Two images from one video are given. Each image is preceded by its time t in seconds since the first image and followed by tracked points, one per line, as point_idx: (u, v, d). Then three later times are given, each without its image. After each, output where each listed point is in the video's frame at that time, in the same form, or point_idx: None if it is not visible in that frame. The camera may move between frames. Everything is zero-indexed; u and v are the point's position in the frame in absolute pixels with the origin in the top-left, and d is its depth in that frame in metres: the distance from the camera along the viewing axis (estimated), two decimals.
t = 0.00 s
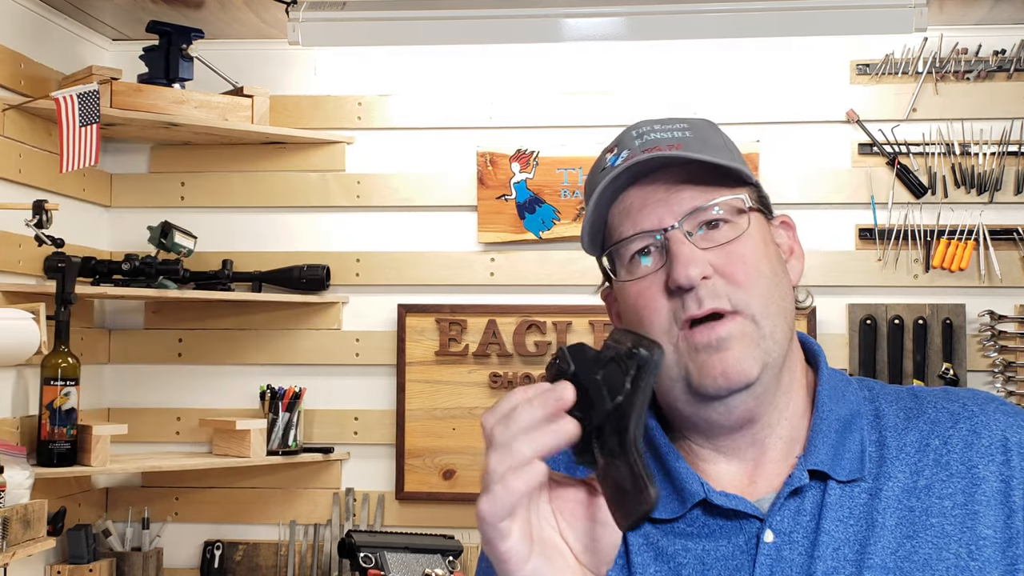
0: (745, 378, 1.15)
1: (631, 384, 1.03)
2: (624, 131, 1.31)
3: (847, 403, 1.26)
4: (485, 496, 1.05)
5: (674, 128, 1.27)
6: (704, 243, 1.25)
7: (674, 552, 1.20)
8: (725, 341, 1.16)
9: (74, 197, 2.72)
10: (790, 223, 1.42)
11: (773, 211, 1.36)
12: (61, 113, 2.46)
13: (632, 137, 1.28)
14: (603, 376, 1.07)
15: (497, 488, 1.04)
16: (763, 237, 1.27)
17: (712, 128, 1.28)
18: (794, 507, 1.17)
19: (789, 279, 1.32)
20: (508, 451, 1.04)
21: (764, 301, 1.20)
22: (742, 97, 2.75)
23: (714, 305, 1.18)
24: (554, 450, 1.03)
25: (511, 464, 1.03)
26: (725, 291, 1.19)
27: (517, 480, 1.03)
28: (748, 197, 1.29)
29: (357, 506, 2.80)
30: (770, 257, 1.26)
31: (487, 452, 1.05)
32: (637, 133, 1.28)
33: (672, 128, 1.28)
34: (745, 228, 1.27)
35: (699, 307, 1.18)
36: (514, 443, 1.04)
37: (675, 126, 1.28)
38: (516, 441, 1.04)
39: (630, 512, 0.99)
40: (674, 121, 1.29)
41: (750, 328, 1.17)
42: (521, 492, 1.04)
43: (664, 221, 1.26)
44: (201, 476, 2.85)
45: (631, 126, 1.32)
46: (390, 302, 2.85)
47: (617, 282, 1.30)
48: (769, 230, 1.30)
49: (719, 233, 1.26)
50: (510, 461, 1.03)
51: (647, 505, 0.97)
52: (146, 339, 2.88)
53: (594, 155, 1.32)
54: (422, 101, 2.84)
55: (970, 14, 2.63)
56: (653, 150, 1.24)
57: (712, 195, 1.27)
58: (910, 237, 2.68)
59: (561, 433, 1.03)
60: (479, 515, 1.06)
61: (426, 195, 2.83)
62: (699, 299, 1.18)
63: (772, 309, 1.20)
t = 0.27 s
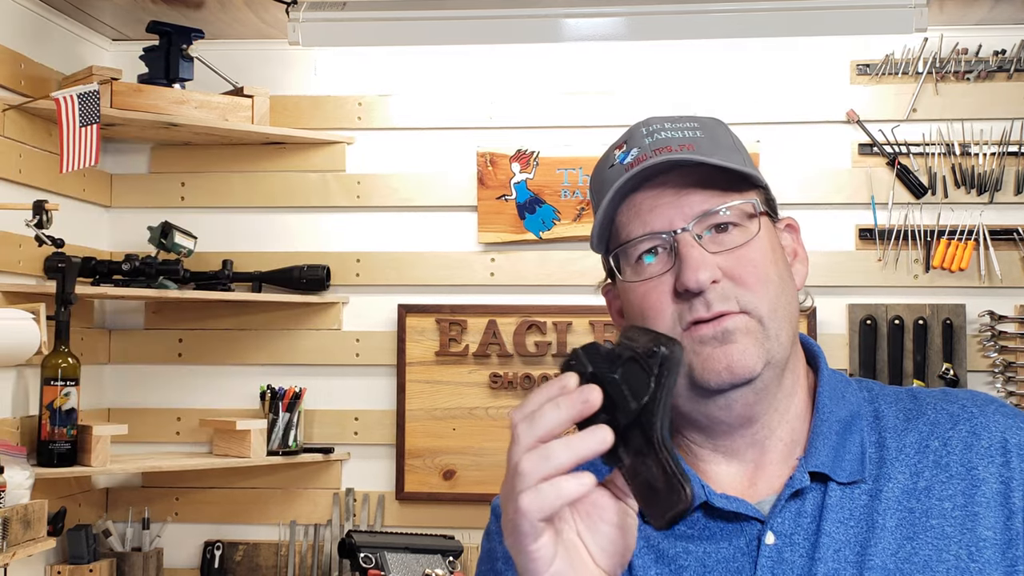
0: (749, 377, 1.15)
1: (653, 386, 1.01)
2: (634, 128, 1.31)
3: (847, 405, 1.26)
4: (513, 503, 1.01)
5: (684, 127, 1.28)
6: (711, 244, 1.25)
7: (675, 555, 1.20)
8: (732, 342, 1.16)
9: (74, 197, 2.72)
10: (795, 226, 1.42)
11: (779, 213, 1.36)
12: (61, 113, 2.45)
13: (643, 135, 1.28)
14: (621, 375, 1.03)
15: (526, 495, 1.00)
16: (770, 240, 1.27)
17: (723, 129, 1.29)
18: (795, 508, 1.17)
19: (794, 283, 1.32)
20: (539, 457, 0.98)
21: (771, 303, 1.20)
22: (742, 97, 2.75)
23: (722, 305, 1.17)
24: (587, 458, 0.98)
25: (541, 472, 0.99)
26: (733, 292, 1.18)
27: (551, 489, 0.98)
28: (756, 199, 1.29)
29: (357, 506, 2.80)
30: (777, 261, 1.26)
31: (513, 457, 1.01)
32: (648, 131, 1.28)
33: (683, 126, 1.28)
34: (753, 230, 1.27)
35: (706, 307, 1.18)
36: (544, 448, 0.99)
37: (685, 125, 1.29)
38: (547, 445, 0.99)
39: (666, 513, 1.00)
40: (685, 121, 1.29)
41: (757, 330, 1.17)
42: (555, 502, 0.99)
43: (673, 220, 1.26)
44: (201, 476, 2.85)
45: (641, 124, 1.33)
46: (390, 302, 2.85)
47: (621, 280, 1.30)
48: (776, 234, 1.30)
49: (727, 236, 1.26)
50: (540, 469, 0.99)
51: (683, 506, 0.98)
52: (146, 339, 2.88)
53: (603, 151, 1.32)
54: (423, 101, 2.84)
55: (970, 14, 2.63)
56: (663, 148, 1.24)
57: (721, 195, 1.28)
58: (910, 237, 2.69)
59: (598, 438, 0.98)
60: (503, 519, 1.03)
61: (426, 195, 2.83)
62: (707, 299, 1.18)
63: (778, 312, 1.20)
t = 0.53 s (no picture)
0: (750, 382, 1.15)
1: (658, 385, 1.02)
2: (636, 127, 1.31)
3: (847, 405, 1.26)
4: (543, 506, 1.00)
5: (688, 127, 1.28)
6: (713, 247, 1.25)
7: (674, 556, 1.20)
8: (733, 348, 1.16)
9: (74, 197, 2.72)
10: (797, 227, 1.42)
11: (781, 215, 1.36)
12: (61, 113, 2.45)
13: (646, 135, 1.28)
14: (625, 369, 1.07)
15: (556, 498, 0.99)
16: (773, 243, 1.27)
17: (726, 129, 1.28)
18: (794, 510, 1.17)
19: (796, 284, 1.32)
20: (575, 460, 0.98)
21: (773, 308, 1.20)
22: (742, 97, 2.75)
23: (724, 310, 1.17)
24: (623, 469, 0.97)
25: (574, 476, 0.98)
26: (735, 296, 1.18)
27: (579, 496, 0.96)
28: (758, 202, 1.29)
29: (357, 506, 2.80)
30: (779, 264, 1.26)
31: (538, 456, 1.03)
32: (651, 131, 1.28)
33: (686, 126, 1.28)
34: (756, 233, 1.27)
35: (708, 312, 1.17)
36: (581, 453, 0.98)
37: (689, 125, 1.29)
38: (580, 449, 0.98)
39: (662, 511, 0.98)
40: (688, 121, 1.29)
41: (759, 333, 1.18)
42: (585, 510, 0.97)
43: (676, 222, 1.26)
44: (201, 476, 2.85)
45: (644, 123, 1.33)
46: (390, 303, 2.85)
47: (622, 281, 1.30)
48: (778, 236, 1.30)
49: (730, 239, 1.26)
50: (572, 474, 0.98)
51: (682, 507, 0.96)
52: (146, 339, 2.88)
53: (604, 150, 1.32)
54: (423, 101, 2.84)
55: (970, 14, 2.63)
56: (666, 149, 1.24)
57: (724, 196, 1.28)
58: (910, 237, 2.69)
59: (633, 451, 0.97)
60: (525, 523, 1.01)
61: (426, 196, 2.83)
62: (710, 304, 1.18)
63: (780, 316, 1.20)
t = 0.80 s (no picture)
0: (749, 385, 1.15)
1: (648, 368, 1.03)
2: (637, 126, 1.31)
3: (846, 405, 1.26)
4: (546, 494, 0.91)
5: (689, 127, 1.28)
6: (713, 249, 1.25)
7: (672, 555, 1.20)
8: (733, 349, 1.16)
9: (74, 197, 2.72)
10: (797, 228, 1.42)
11: (780, 215, 1.36)
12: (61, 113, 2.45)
13: (646, 134, 1.28)
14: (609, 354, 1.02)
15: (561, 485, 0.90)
16: (773, 245, 1.27)
17: (727, 129, 1.28)
18: (793, 509, 1.17)
19: (796, 287, 1.32)
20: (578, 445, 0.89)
21: (773, 310, 1.20)
22: (742, 96, 2.75)
23: (724, 313, 1.17)
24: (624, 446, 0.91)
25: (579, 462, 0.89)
26: (735, 299, 1.19)
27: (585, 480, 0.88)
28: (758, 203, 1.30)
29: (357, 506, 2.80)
30: (779, 266, 1.26)
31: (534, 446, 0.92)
32: (652, 130, 1.28)
33: (687, 126, 1.28)
34: (757, 235, 1.27)
35: (709, 314, 1.18)
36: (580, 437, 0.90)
37: (689, 125, 1.28)
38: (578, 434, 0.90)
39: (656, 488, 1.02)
40: (689, 120, 1.29)
41: (759, 336, 1.18)
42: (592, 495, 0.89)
43: (677, 223, 1.26)
44: (201, 476, 2.85)
45: (644, 122, 1.32)
46: (390, 303, 2.85)
47: (621, 281, 1.30)
48: (779, 237, 1.30)
49: (731, 241, 1.26)
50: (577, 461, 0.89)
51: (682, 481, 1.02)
52: (146, 339, 2.88)
53: (605, 148, 1.32)
54: (422, 101, 2.84)
55: (970, 14, 2.63)
56: (667, 149, 1.24)
57: (725, 197, 1.28)
58: (910, 237, 2.68)
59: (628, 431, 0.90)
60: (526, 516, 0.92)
61: (426, 195, 2.83)
62: (710, 306, 1.18)
63: (780, 319, 1.20)
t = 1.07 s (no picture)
0: (750, 385, 1.16)
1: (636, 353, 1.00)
2: (640, 124, 1.31)
3: (846, 404, 1.26)
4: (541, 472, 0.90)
5: (693, 126, 1.27)
6: (715, 249, 1.25)
7: (672, 553, 1.19)
8: (734, 351, 1.16)
9: (74, 197, 2.72)
10: (800, 227, 1.42)
11: (783, 215, 1.36)
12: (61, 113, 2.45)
13: (650, 133, 1.28)
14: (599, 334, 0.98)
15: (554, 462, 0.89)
16: (775, 246, 1.27)
17: (731, 129, 1.28)
18: (794, 508, 1.17)
19: (797, 287, 1.32)
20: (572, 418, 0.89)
21: (774, 312, 1.20)
22: (742, 96, 2.75)
23: (726, 314, 1.17)
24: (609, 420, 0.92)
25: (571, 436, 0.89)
26: (737, 300, 1.19)
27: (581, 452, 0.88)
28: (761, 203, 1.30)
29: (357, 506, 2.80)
30: (781, 267, 1.26)
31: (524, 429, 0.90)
32: (655, 129, 1.28)
33: (691, 125, 1.28)
34: (759, 236, 1.27)
35: (711, 315, 1.18)
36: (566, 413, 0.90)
37: (693, 124, 1.28)
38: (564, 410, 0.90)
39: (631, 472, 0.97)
40: (692, 119, 1.29)
41: (760, 338, 1.18)
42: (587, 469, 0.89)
43: (680, 223, 1.26)
44: (201, 476, 2.85)
45: (648, 120, 1.32)
46: (390, 303, 2.85)
47: (622, 280, 1.30)
48: (781, 238, 1.30)
49: (733, 242, 1.26)
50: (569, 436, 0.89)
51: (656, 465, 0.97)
52: (146, 338, 2.88)
53: (607, 146, 1.31)
54: (422, 101, 2.84)
55: (970, 14, 2.63)
56: (671, 149, 1.24)
57: (728, 197, 1.28)
58: (910, 237, 2.69)
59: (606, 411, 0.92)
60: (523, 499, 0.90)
61: (426, 195, 2.83)
62: (712, 307, 1.18)
63: (782, 320, 1.21)
